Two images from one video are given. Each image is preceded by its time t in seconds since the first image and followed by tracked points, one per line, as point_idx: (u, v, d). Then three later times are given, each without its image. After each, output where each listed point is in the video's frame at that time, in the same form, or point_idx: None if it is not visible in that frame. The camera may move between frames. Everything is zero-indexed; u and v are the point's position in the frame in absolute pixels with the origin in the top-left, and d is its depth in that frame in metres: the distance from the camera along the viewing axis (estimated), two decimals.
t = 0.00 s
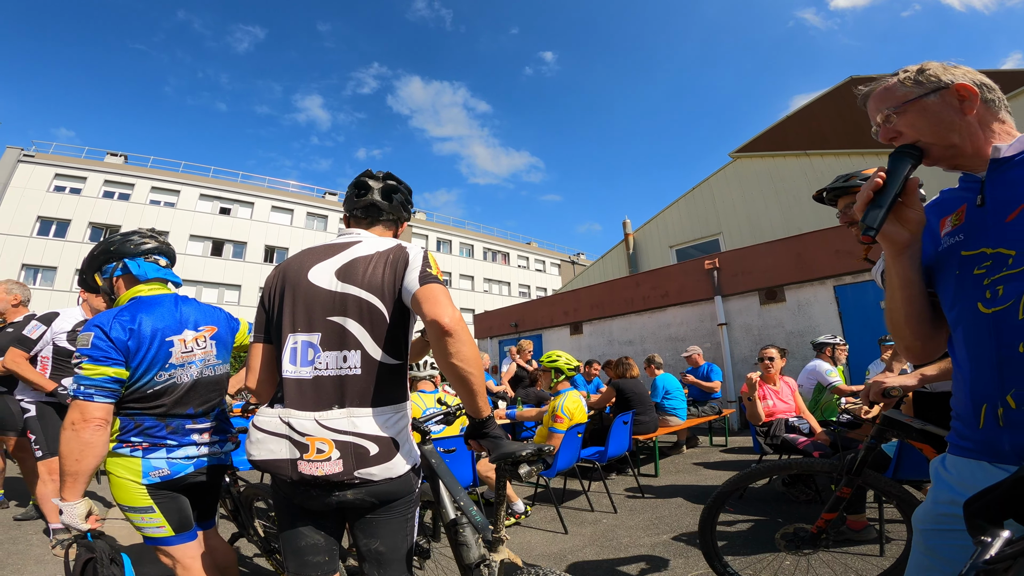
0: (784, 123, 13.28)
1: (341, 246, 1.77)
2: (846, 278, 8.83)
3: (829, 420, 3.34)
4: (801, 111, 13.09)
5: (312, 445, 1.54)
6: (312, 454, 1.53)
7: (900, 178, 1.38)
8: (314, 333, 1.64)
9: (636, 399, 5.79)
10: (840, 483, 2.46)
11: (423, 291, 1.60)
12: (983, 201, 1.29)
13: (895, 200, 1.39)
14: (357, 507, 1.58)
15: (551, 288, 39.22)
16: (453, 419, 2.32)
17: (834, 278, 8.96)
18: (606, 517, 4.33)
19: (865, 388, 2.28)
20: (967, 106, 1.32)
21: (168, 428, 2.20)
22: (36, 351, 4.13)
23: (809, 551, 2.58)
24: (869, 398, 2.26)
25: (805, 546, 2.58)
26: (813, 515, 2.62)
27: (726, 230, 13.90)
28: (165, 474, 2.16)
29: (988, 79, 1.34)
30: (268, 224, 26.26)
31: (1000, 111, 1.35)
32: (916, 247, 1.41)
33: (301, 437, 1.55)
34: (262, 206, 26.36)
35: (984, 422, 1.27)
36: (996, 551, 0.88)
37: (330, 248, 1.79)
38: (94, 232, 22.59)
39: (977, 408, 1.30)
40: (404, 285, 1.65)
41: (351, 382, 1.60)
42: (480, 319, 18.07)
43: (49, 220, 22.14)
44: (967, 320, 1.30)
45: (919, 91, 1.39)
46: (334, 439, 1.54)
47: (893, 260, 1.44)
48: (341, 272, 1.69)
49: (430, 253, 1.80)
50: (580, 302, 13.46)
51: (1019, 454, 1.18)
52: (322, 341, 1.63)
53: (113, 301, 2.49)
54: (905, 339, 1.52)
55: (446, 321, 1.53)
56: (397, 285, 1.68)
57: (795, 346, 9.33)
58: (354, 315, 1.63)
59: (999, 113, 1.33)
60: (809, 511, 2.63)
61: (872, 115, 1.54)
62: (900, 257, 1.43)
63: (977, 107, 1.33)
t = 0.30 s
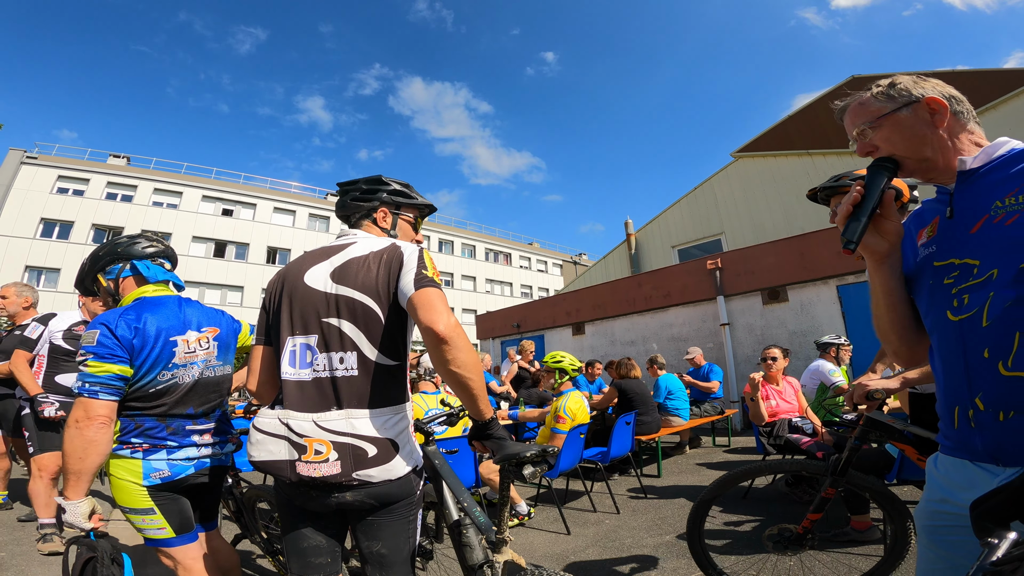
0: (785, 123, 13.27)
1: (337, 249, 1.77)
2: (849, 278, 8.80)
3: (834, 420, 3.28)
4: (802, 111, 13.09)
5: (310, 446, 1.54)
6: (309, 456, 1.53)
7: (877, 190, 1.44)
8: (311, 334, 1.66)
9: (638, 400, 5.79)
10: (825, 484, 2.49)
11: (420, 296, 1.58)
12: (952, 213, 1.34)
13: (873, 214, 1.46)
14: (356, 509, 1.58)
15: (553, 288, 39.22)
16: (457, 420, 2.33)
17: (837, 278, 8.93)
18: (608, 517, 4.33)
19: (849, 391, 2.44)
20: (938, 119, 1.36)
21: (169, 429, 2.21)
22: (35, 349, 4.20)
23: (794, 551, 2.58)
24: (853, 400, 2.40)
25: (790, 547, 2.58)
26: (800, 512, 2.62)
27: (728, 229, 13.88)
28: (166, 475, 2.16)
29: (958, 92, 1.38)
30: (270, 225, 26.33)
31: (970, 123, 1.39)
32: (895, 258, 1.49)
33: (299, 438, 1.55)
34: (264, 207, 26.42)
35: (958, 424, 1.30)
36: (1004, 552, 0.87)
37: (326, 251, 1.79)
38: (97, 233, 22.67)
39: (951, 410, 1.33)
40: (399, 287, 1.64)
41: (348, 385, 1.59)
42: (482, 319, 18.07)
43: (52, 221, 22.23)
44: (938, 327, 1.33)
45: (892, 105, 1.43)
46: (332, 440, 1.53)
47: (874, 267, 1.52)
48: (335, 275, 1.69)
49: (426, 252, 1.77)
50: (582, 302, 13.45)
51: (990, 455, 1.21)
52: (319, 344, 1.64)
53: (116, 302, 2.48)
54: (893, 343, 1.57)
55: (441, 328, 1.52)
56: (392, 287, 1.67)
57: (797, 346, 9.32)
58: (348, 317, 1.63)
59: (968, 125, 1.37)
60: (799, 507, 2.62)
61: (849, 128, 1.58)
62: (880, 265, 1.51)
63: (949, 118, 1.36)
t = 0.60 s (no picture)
0: (787, 122, 13.27)
1: (335, 250, 1.79)
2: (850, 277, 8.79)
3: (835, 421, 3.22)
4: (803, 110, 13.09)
5: (301, 444, 1.55)
6: (300, 454, 1.55)
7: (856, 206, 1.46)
8: (306, 334, 1.69)
9: (640, 400, 5.79)
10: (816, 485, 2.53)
11: (410, 301, 1.56)
12: (927, 225, 1.36)
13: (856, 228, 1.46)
14: (351, 508, 1.58)
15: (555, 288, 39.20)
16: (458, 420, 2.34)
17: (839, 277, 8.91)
18: (610, 517, 4.33)
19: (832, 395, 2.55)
20: (896, 135, 1.42)
21: (170, 429, 2.21)
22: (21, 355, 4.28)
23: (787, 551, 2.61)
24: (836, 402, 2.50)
25: (783, 546, 2.61)
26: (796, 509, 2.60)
27: (730, 229, 13.86)
28: (168, 475, 2.17)
29: (914, 108, 1.43)
30: (272, 226, 26.38)
31: (928, 138, 1.44)
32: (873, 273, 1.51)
33: (291, 436, 1.57)
34: (266, 208, 26.47)
35: (977, 427, 1.29)
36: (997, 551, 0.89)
37: (319, 255, 1.82)
38: (99, 234, 22.76)
39: (966, 413, 1.31)
40: (392, 290, 1.63)
41: (341, 384, 1.60)
42: (484, 320, 18.08)
43: (55, 223, 22.31)
44: (936, 335, 1.33)
45: (853, 122, 1.48)
46: (322, 439, 1.54)
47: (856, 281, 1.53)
48: (329, 275, 1.70)
49: (421, 251, 1.76)
50: (584, 302, 13.45)
51: (1016, 455, 1.20)
52: (314, 344, 1.66)
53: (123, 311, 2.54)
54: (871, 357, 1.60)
55: (428, 338, 1.51)
56: (385, 286, 1.66)
57: (800, 345, 9.30)
58: (342, 317, 1.64)
59: (926, 140, 1.42)
60: (795, 503, 2.59)
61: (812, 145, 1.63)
62: (860, 281, 1.54)
63: (906, 134, 1.42)
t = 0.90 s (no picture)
0: (788, 122, 13.28)
1: (336, 251, 1.80)
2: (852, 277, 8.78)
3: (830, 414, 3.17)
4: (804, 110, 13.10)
5: (303, 444, 1.56)
6: (301, 454, 1.55)
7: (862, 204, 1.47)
8: (308, 335, 1.69)
9: (641, 400, 5.79)
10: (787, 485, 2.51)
11: (413, 303, 1.56)
12: (940, 219, 1.34)
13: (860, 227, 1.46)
14: (353, 509, 1.59)
15: (557, 288, 39.19)
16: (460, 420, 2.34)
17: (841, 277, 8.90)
18: (612, 517, 4.33)
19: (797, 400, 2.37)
20: (906, 129, 1.41)
21: (163, 431, 2.20)
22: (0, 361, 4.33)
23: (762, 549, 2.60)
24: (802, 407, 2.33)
25: (760, 544, 2.60)
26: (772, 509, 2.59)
27: (731, 229, 13.84)
28: (163, 477, 2.17)
29: (929, 101, 1.41)
30: (274, 227, 26.42)
31: (944, 131, 1.42)
32: (881, 270, 1.52)
33: (293, 436, 1.57)
34: (268, 209, 26.52)
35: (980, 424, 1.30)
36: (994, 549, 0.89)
37: (320, 257, 1.81)
38: (102, 236, 22.82)
39: (972, 413, 1.32)
40: (394, 292, 1.63)
41: (343, 385, 1.61)
42: (486, 320, 18.07)
43: (58, 224, 22.36)
44: (946, 333, 1.33)
45: (864, 117, 1.49)
46: (324, 439, 1.55)
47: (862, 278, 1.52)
48: (332, 276, 1.70)
49: (423, 252, 1.76)
50: (585, 303, 13.44)
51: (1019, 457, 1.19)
52: (315, 344, 1.67)
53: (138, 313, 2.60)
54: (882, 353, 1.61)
55: (431, 339, 1.51)
56: (387, 288, 1.67)
57: (802, 345, 9.28)
58: (344, 317, 1.65)
59: (940, 134, 1.41)
60: (769, 502, 2.59)
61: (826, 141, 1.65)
62: (866, 278, 1.54)
63: (917, 129, 1.41)
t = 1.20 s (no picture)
0: (789, 122, 13.29)
1: (338, 251, 1.80)
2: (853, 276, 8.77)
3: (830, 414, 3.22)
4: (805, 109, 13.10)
5: (305, 444, 1.56)
6: (304, 454, 1.56)
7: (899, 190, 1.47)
8: (310, 335, 1.70)
9: (643, 400, 5.79)
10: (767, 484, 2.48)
11: (415, 303, 1.57)
12: (980, 204, 1.25)
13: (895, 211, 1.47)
14: (355, 508, 1.59)
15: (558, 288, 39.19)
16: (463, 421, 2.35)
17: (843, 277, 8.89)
18: (613, 517, 4.33)
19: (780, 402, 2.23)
20: (932, 112, 1.32)
21: (155, 431, 2.20)
22: None
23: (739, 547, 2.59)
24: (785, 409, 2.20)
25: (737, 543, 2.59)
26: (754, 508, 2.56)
27: (732, 228, 13.83)
28: (157, 477, 2.16)
29: (970, 74, 1.29)
30: (276, 228, 26.47)
31: (994, 104, 1.26)
32: (929, 252, 1.46)
33: (295, 436, 1.58)
34: (269, 210, 26.57)
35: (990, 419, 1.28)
36: (993, 547, 0.91)
37: (324, 257, 1.82)
38: (104, 236, 22.89)
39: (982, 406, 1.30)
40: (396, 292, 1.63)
41: (345, 385, 1.61)
42: (487, 321, 18.08)
43: (60, 225, 22.40)
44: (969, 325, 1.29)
45: (896, 104, 1.43)
46: (326, 438, 1.55)
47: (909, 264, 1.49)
48: (334, 276, 1.71)
49: (424, 253, 1.77)
50: (587, 303, 13.44)
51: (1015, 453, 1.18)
52: (317, 344, 1.67)
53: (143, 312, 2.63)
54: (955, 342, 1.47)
55: (435, 338, 1.52)
56: (389, 288, 1.68)
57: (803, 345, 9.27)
58: (345, 317, 1.65)
59: (983, 111, 1.27)
60: (749, 502, 2.56)
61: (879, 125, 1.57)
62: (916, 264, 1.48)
63: (949, 110, 1.31)
